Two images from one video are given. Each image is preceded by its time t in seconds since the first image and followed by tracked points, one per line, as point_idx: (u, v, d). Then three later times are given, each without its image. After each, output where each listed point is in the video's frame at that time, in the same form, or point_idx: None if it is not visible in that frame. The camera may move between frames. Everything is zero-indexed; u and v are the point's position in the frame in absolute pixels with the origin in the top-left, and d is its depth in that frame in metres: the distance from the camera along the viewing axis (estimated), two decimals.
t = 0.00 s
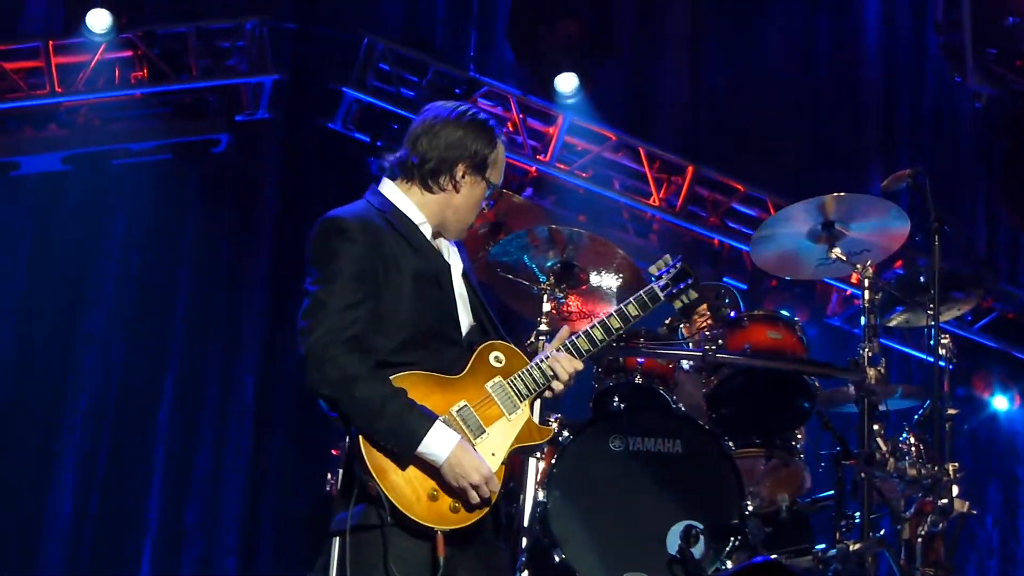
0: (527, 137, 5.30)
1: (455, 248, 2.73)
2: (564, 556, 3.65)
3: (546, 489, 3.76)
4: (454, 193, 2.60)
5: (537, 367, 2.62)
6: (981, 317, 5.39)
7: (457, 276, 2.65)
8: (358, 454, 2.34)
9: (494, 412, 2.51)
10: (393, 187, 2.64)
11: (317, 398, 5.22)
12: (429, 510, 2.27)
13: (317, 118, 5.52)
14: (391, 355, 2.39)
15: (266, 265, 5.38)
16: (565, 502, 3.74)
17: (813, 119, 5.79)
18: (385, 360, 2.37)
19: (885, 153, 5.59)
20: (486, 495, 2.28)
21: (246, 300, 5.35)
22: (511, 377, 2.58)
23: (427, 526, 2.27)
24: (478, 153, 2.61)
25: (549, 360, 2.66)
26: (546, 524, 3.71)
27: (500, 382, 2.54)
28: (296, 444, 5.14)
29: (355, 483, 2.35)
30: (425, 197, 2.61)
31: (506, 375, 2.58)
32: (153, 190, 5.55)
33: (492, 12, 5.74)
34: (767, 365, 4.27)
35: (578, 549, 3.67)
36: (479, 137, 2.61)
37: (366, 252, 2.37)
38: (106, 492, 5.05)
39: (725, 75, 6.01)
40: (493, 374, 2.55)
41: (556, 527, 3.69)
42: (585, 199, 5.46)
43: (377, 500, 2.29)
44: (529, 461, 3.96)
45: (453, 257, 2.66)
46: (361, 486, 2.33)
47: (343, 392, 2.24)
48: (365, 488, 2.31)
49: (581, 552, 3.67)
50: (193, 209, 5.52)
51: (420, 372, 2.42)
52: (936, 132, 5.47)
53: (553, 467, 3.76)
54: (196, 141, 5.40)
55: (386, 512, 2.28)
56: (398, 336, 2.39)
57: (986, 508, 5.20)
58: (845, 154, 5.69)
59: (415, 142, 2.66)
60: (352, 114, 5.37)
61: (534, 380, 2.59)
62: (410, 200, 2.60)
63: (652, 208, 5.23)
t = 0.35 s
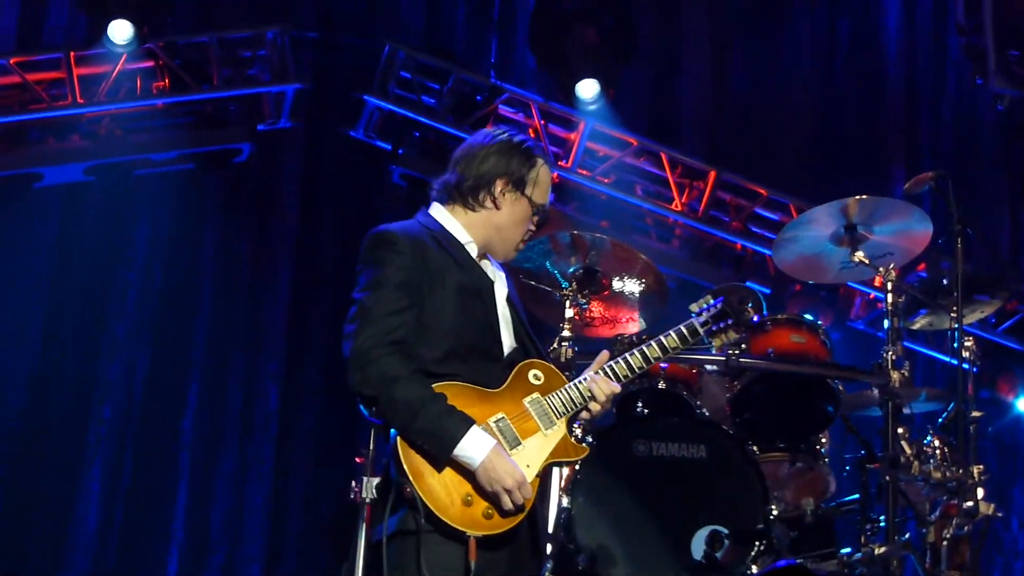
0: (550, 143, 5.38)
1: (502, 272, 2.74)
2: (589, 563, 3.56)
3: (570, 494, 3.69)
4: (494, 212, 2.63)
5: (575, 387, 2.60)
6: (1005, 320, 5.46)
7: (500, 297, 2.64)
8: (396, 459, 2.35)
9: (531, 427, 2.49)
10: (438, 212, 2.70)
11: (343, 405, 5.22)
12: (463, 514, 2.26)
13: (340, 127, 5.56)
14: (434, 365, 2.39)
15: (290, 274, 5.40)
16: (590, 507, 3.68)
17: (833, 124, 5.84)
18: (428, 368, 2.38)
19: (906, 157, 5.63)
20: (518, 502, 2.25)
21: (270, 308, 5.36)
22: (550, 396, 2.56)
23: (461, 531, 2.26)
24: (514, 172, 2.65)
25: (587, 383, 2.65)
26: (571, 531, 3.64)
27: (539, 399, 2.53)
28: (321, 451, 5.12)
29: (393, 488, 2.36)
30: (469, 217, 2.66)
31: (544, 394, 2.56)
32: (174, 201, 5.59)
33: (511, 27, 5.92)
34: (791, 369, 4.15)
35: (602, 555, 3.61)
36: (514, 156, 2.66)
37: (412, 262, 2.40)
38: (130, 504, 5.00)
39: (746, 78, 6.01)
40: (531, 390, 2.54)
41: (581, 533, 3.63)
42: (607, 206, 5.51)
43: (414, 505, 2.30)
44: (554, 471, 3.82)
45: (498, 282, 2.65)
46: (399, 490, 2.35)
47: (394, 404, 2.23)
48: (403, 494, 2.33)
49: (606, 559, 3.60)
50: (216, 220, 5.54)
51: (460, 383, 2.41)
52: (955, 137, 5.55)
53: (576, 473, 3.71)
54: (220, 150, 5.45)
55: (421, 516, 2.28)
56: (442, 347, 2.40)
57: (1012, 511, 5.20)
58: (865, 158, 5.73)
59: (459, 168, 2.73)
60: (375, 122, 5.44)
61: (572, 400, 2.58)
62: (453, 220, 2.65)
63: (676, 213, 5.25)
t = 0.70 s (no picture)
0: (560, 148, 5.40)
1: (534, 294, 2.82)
2: (604, 565, 3.50)
3: (584, 498, 3.60)
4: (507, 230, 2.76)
5: (595, 393, 2.57)
6: (1018, 320, 5.47)
7: (524, 315, 2.73)
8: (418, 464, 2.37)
9: (551, 430, 2.46)
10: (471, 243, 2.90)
11: (359, 411, 5.25)
12: (480, 512, 2.25)
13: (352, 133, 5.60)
14: (456, 375, 2.43)
15: (302, 280, 5.43)
16: (606, 510, 3.59)
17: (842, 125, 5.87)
18: (450, 378, 2.43)
19: (916, 158, 5.66)
20: (533, 496, 2.23)
21: (283, 314, 5.38)
22: (570, 401, 2.54)
23: (480, 529, 2.26)
24: (519, 190, 2.79)
25: (609, 389, 2.60)
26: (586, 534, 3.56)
27: (559, 404, 2.51)
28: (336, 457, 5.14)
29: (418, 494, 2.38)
30: (488, 241, 2.81)
31: (564, 399, 2.54)
32: (187, 209, 5.59)
33: (522, 32, 5.96)
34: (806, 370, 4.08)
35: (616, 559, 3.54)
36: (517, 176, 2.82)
37: (433, 278, 2.46)
38: (146, 512, 5.01)
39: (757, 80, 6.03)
40: (551, 396, 2.52)
41: (598, 536, 3.55)
42: (618, 211, 5.53)
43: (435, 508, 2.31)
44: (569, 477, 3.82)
45: (523, 303, 2.75)
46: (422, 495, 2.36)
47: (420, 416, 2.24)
48: (425, 498, 2.35)
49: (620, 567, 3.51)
50: (228, 227, 5.55)
51: (479, 391, 2.43)
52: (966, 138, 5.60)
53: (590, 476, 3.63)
54: (232, 157, 5.47)
55: (441, 517, 2.29)
56: (467, 358, 2.44)
57: None
58: (875, 159, 5.78)
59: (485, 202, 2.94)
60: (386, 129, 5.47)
61: (593, 404, 2.55)
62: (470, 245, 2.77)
63: (688, 216, 5.27)
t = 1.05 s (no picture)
0: (564, 147, 5.41)
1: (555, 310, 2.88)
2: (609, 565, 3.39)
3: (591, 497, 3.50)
4: (516, 249, 2.86)
5: (590, 393, 2.61)
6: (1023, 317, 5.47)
7: (539, 329, 2.79)
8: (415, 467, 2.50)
9: (543, 430, 2.51)
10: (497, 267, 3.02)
11: (364, 412, 5.25)
12: (463, 508, 2.36)
13: (355, 135, 5.61)
14: (457, 384, 2.56)
15: (307, 281, 5.43)
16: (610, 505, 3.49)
17: (845, 123, 5.87)
18: (451, 386, 2.56)
19: (919, 155, 5.66)
20: (511, 491, 2.31)
21: (287, 317, 5.38)
22: (566, 402, 2.59)
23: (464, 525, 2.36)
24: (527, 211, 2.90)
25: (607, 388, 2.64)
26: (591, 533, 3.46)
27: (553, 405, 2.56)
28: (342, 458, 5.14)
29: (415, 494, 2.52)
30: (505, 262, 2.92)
31: (560, 400, 2.59)
32: (191, 212, 5.59)
33: (524, 32, 5.97)
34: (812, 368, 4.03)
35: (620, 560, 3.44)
36: (525, 198, 2.93)
37: (438, 292, 2.61)
38: (152, 515, 5.01)
39: (759, 79, 6.04)
40: (546, 397, 2.58)
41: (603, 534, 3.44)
42: (621, 209, 5.54)
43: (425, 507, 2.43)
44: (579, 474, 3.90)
45: (540, 318, 2.82)
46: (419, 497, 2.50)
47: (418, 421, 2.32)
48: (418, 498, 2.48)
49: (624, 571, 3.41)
50: (232, 229, 5.56)
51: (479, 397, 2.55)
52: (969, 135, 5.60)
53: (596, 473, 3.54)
54: (236, 159, 5.48)
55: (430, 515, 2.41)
56: (472, 365, 2.58)
57: None
58: (879, 156, 5.78)
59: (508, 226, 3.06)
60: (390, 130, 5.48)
61: (588, 404, 2.58)
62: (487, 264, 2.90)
63: (692, 215, 5.27)
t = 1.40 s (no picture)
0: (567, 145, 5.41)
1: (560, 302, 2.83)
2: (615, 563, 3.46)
3: (595, 495, 3.57)
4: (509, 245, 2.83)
5: (578, 397, 2.57)
6: None
7: (540, 326, 2.76)
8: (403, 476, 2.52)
9: (527, 435, 2.50)
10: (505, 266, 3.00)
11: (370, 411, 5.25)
12: (443, 515, 2.36)
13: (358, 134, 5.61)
14: (454, 388, 2.55)
15: (311, 280, 5.43)
16: (616, 505, 3.55)
17: (848, 119, 5.88)
18: (445, 389, 2.56)
19: (922, 151, 5.66)
20: (488, 497, 2.30)
21: (291, 316, 5.38)
22: (553, 404, 2.55)
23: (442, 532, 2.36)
24: (515, 205, 2.87)
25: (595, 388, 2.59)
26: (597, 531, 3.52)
27: (539, 408, 2.54)
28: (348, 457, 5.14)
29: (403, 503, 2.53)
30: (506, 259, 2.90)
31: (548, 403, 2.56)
32: (194, 212, 5.59)
33: (527, 30, 5.97)
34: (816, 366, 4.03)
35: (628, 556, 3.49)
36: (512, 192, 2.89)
37: (436, 295, 2.58)
38: (158, 515, 5.02)
39: (762, 76, 6.03)
40: (533, 401, 2.55)
41: (609, 532, 3.51)
42: (625, 206, 5.54)
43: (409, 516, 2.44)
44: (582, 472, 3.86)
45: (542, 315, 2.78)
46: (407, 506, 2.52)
47: (415, 429, 2.35)
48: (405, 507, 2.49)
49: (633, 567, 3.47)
50: (235, 229, 5.55)
51: (471, 400, 2.53)
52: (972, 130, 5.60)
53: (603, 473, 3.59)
54: (239, 159, 5.49)
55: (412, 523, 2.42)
56: (466, 368, 2.55)
57: None
58: (881, 152, 5.78)
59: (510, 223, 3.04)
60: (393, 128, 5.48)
61: (575, 407, 2.55)
62: (486, 261, 2.88)
63: (696, 212, 5.28)
